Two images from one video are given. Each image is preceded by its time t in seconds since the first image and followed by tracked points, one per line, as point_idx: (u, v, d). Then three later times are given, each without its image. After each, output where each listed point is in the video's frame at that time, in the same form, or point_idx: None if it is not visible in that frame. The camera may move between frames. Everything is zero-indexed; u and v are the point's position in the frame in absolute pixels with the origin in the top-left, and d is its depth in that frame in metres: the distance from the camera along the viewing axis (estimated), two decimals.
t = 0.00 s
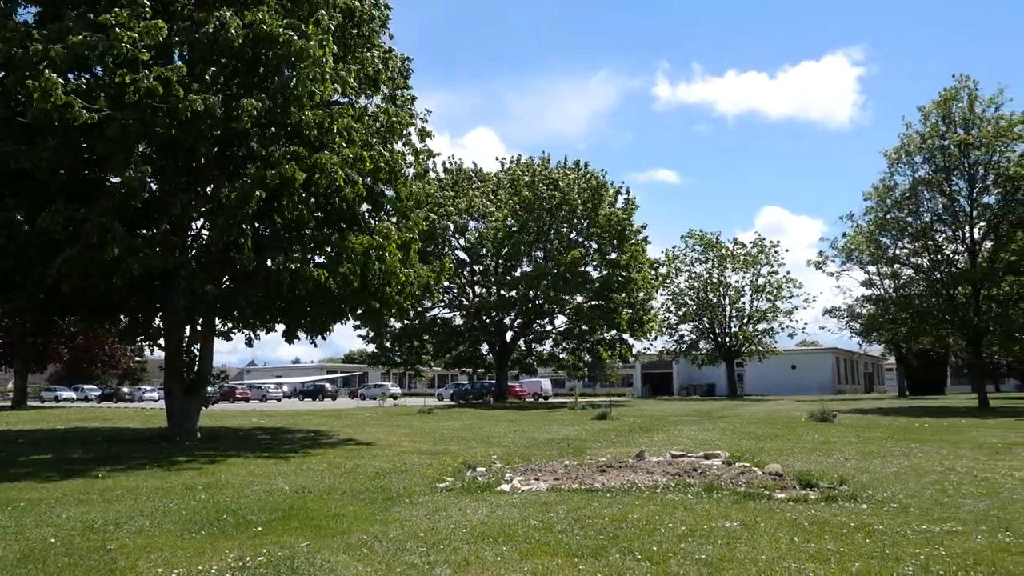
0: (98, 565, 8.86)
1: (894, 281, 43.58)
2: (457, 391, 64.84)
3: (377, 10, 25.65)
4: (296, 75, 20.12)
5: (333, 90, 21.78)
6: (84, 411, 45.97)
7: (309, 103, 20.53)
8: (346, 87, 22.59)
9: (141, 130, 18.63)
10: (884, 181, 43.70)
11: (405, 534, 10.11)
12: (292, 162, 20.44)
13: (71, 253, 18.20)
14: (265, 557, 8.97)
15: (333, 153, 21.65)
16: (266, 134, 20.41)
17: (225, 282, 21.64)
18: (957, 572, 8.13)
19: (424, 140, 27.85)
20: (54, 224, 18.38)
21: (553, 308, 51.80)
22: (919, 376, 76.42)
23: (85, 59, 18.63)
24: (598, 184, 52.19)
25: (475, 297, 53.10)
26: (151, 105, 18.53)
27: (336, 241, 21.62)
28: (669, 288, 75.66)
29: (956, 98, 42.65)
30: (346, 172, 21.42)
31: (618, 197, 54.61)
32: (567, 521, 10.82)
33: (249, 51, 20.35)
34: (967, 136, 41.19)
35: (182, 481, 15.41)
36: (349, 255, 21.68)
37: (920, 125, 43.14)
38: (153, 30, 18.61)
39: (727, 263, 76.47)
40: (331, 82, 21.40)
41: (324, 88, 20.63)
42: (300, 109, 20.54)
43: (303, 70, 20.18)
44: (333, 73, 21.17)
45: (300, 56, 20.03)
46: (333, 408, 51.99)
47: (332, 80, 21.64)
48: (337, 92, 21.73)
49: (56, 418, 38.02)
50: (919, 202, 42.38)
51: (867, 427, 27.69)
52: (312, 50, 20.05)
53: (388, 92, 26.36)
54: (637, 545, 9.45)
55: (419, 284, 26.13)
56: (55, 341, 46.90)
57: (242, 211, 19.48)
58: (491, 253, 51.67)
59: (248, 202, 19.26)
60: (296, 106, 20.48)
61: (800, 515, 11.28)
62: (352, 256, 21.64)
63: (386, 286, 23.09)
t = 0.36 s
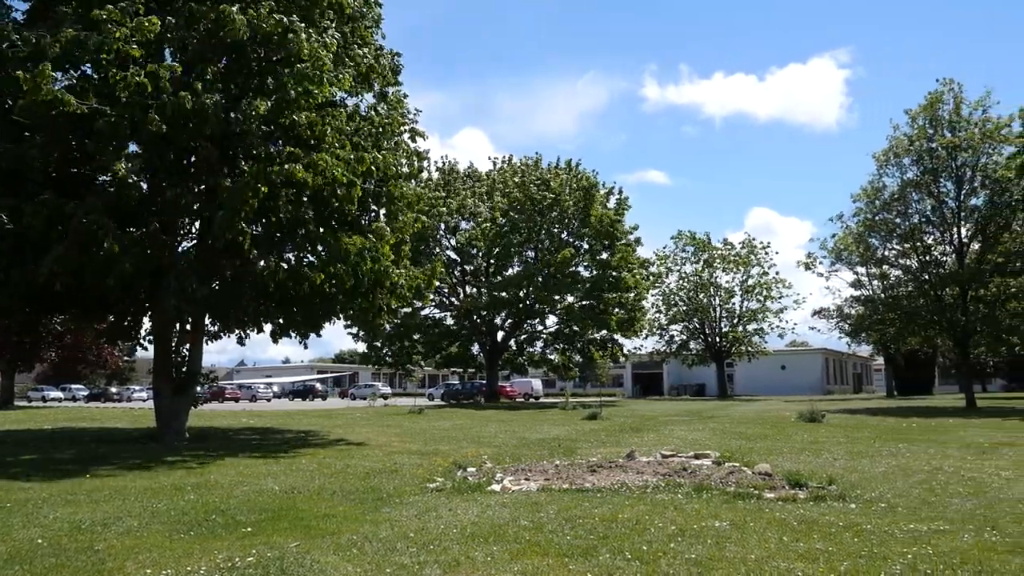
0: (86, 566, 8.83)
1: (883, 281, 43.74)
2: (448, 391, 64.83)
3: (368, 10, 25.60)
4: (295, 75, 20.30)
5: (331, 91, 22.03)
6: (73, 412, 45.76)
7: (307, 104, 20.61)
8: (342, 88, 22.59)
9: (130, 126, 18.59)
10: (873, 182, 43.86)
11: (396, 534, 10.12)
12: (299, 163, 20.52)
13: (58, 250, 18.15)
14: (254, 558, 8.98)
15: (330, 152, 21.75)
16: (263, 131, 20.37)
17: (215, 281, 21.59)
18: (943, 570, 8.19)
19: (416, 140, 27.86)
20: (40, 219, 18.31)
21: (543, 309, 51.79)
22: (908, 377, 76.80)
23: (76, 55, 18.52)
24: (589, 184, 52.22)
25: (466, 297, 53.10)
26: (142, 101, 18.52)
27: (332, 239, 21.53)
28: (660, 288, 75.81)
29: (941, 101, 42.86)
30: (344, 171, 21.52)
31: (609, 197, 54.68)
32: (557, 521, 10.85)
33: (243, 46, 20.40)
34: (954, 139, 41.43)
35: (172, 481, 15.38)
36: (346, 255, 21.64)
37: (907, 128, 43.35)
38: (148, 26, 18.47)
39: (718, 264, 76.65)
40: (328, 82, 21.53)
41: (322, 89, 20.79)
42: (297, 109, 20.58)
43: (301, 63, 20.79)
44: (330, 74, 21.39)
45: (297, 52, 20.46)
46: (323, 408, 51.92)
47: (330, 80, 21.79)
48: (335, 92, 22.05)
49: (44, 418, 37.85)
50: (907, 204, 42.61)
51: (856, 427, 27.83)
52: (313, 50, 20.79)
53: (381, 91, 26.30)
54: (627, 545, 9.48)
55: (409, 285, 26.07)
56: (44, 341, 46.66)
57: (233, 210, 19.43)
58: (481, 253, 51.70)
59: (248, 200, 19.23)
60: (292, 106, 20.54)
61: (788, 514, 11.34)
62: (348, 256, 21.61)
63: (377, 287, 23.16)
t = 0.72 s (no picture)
0: (72, 567, 8.80)
1: (871, 282, 43.91)
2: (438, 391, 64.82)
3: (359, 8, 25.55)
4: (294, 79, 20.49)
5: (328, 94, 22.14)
6: (60, 412, 45.55)
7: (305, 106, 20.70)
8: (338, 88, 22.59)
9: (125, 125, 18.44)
10: (861, 184, 44.09)
11: (385, 534, 10.12)
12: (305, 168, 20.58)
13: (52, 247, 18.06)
14: (242, 558, 8.96)
15: (325, 154, 21.85)
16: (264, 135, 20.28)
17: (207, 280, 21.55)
18: (929, 568, 8.27)
19: (407, 140, 27.84)
20: (34, 218, 18.17)
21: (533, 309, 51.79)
22: (896, 377, 77.22)
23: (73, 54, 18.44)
24: (580, 185, 52.28)
25: (456, 297, 53.07)
26: (139, 101, 18.36)
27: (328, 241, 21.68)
28: (650, 288, 76.00)
29: (927, 103, 43.09)
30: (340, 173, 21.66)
31: (600, 198, 54.77)
32: (547, 521, 10.87)
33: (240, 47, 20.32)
34: (941, 141, 41.70)
35: (159, 482, 15.31)
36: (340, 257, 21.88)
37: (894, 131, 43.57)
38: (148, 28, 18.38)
39: (708, 265, 76.86)
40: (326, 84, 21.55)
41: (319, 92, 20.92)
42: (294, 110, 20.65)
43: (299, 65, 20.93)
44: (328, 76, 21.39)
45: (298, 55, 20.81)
46: (312, 408, 51.83)
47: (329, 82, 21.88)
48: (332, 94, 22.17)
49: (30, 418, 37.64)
50: (895, 206, 42.81)
51: (844, 427, 27.99)
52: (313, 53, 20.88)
53: (372, 91, 26.28)
54: (616, 544, 9.50)
55: (399, 287, 25.99)
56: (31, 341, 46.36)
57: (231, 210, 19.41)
58: (472, 253, 51.74)
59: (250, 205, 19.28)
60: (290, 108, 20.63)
61: (777, 514, 11.39)
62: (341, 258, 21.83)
63: (368, 288, 23.14)
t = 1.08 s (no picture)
0: (62, 567, 8.80)
1: (860, 283, 44.06)
2: (430, 391, 64.84)
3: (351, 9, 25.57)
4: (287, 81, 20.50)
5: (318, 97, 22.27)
6: (48, 411, 45.30)
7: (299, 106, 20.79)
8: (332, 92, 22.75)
9: (118, 127, 18.43)
10: (850, 187, 44.29)
11: (376, 534, 10.15)
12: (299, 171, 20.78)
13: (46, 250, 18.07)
14: (232, 560, 8.93)
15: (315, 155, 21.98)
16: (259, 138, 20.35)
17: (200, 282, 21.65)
18: (917, 567, 8.36)
19: (399, 140, 27.84)
20: (27, 222, 18.16)
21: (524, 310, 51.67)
22: (885, 378, 77.61)
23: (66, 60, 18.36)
24: (572, 185, 52.34)
25: (448, 297, 53.05)
26: (132, 103, 18.36)
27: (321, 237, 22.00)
28: (641, 288, 76.13)
29: (916, 106, 43.32)
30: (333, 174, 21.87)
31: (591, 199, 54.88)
32: (538, 521, 10.92)
33: (230, 50, 20.34)
34: (929, 144, 41.99)
35: (149, 482, 15.27)
36: (335, 253, 22.19)
37: (882, 134, 43.75)
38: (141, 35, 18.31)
39: (698, 266, 77.09)
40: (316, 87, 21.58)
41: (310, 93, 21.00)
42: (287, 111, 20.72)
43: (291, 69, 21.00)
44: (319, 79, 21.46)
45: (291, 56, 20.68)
46: (303, 408, 51.72)
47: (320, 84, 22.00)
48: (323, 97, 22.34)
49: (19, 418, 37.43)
50: (884, 207, 42.97)
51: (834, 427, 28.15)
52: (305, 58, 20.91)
53: (364, 91, 26.27)
54: (607, 544, 9.56)
55: (391, 285, 26.00)
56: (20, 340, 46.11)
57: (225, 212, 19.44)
58: (464, 254, 51.79)
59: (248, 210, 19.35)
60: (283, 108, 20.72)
61: (767, 513, 11.47)
62: (335, 250, 22.11)
63: (361, 286, 23.26)
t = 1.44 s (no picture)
0: (48, 569, 8.76)
1: (849, 284, 44.27)
2: (420, 391, 64.86)
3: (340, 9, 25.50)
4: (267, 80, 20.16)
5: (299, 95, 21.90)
6: (36, 411, 45.05)
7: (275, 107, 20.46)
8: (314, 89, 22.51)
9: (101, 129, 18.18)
10: (838, 189, 44.49)
11: (366, 535, 10.14)
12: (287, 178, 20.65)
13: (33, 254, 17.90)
14: (221, 561, 8.91)
15: (301, 156, 21.80)
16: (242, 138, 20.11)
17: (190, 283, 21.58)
18: (905, 567, 8.41)
19: (389, 140, 27.84)
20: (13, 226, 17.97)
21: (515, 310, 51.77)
22: (873, 378, 78.03)
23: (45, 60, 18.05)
24: (562, 185, 52.41)
25: (438, 297, 53.03)
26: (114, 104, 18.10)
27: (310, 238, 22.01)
28: (631, 288, 76.32)
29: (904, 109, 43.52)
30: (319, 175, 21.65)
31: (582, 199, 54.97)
32: (528, 521, 10.94)
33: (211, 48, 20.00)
34: (916, 145, 42.22)
35: (138, 483, 15.20)
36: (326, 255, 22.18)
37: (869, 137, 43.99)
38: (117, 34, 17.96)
39: (688, 267, 77.32)
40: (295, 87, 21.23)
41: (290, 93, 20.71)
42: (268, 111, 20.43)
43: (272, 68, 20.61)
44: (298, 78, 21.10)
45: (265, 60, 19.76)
46: (292, 408, 51.63)
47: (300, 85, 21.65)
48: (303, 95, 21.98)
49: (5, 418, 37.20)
50: (873, 209, 43.24)
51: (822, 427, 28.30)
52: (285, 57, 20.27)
53: (354, 91, 26.20)
54: (597, 544, 9.59)
55: (382, 283, 25.95)
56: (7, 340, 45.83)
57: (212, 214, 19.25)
58: (455, 254, 51.77)
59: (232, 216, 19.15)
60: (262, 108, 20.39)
61: (756, 513, 11.53)
62: (327, 253, 22.07)
63: (351, 285, 23.21)
